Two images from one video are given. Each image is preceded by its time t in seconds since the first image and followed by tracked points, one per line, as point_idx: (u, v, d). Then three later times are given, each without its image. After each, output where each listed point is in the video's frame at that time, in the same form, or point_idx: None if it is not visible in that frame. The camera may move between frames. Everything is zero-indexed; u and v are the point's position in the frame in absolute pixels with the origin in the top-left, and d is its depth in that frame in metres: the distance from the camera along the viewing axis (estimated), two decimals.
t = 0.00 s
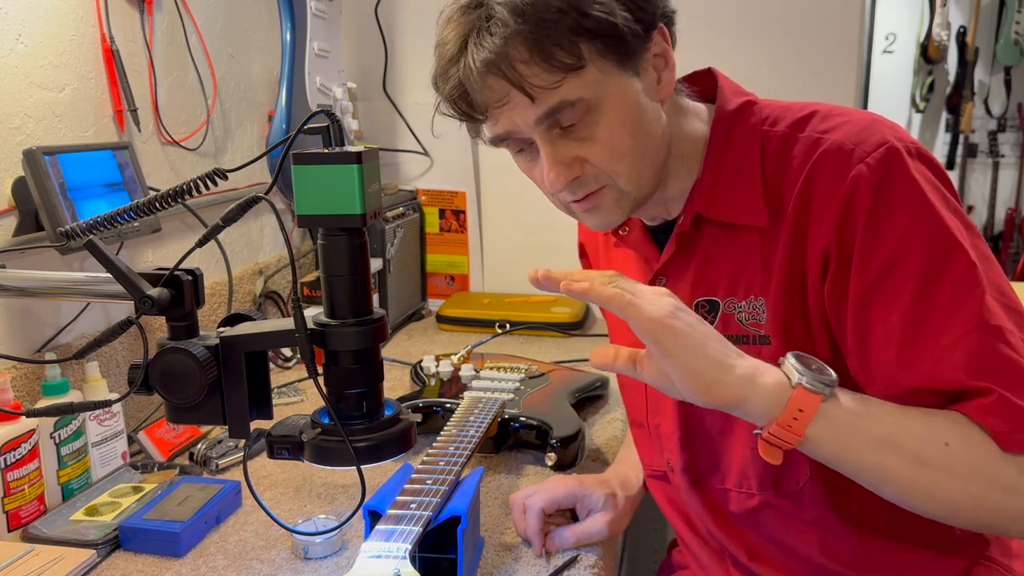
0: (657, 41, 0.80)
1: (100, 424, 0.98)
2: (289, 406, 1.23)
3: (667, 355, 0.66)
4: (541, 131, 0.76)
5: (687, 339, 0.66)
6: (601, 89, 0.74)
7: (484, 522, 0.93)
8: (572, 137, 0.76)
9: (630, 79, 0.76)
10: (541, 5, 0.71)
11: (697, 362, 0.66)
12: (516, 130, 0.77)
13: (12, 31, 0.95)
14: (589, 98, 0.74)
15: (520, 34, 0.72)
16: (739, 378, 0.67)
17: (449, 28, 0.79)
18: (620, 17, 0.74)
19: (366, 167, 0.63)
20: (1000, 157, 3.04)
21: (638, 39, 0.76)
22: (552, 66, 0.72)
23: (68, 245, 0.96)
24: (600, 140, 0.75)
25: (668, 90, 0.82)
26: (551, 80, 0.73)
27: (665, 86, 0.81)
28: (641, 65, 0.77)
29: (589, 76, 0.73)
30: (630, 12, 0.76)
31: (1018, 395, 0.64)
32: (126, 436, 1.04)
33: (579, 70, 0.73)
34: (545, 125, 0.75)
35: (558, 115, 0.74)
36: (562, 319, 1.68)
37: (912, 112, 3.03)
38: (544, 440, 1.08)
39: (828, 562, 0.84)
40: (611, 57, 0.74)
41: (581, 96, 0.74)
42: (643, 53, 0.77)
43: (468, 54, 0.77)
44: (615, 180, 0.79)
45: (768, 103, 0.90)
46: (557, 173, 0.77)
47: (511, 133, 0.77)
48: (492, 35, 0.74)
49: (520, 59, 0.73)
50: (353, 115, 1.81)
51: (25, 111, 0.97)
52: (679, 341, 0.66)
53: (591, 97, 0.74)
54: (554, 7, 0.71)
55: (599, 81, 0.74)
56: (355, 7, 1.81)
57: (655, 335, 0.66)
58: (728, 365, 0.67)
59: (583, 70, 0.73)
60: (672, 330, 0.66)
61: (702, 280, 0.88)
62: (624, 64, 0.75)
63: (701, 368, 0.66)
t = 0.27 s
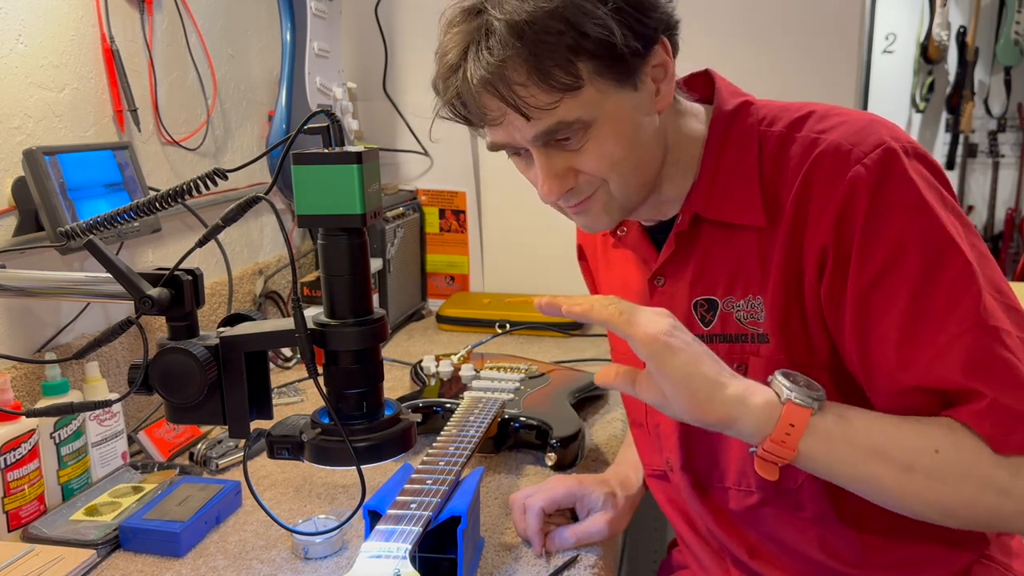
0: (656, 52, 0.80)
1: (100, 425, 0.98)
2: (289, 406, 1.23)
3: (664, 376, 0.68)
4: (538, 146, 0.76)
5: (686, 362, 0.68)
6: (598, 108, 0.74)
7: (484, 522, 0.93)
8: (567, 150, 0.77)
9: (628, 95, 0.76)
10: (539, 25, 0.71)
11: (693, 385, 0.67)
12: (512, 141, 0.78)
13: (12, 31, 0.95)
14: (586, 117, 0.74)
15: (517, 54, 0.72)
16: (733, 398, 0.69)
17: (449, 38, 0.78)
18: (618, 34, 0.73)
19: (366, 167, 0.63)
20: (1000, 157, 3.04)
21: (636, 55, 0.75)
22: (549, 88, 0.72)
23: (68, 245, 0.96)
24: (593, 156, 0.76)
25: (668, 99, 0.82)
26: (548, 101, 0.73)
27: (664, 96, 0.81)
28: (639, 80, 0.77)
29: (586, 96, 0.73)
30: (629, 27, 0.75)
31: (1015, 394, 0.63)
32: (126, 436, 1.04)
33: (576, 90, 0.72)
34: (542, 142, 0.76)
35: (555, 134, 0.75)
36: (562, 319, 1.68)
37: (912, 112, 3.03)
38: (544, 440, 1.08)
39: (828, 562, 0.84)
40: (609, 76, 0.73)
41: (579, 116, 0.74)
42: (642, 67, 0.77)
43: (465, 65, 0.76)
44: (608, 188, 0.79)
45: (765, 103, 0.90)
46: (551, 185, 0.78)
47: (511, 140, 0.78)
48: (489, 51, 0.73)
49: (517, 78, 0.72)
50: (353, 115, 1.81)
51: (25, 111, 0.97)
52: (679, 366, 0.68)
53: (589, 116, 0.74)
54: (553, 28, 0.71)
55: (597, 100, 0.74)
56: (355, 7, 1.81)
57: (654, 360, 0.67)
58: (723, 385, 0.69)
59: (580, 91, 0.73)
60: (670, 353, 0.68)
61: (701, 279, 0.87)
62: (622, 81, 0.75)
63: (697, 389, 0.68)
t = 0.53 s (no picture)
0: (645, 58, 0.80)
1: (100, 424, 0.98)
2: (289, 406, 1.23)
3: (668, 428, 0.66)
4: (537, 164, 0.76)
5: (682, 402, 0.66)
6: (592, 121, 0.74)
7: (484, 522, 0.93)
8: (566, 165, 0.77)
9: (621, 104, 0.76)
10: (524, 48, 0.70)
11: (701, 435, 0.65)
12: (511, 162, 0.78)
13: (12, 31, 0.95)
14: (580, 131, 0.74)
15: (507, 78, 0.72)
16: (743, 442, 0.66)
17: (443, 65, 0.78)
18: (603, 46, 0.72)
19: (366, 167, 0.63)
20: (1000, 157, 3.04)
21: (623, 64, 0.75)
22: (541, 106, 0.72)
23: (68, 245, 0.96)
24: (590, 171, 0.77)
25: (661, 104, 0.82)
26: (542, 120, 0.73)
27: (657, 103, 0.81)
28: (629, 87, 0.76)
29: (579, 111, 0.73)
30: (613, 36, 0.74)
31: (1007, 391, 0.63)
32: (126, 436, 1.04)
33: (569, 106, 0.72)
34: (541, 160, 0.76)
35: (552, 151, 0.75)
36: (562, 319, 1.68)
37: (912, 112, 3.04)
38: (544, 440, 1.08)
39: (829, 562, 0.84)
40: (599, 89, 0.73)
41: (574, 131, 0.74)
42: (631, 75, 0.76)
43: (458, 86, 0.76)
44: (610, 200, 0.80)
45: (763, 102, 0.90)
46: (553, 201, 0.78)
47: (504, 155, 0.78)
48: (479, 77, 0.73)
49: (510, 101, 0.72)
50: (353, 115, 1.81)
51: (25, 111, 0.97)
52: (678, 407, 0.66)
53: (584, 130, 0.74)
54: (539, 49, 0.70)
55: (591, 113, 0.74)
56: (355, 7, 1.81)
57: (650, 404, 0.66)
58: (730, 427, 0.66)
59: (573, 106, 0.73)
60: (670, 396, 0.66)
61: (701, 277, 0.87)
62: (614, 92, 0.75)
63: (704, 436, 0.65)
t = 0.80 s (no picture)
0: (638, 53, 0.79)
1: (100, 424, 0.98)
2: (290, 406, 1.23)
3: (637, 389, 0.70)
4: (524, 153, 0.77)
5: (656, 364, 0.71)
6: (578, 112, 0.74)
7: (484, 522, 0.93)
8: (551, 156, 0.77)
9: (609, 98, 0.76)
10: (510, 35, 0.71)
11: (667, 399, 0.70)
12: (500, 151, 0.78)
13: (12, 31, 0.95)
14: (566, 122, 0.74)
15: (492, 64, 0.73)
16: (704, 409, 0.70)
17: (434, 51, 0.79)
18: (590, 37, 0.73)
19: (366, 167, 0.63)
20: (1000, 157, 3.04)
21: (611, 57, 0.75)
22: (524, 94, 0.73)
23: (68, 245, 0.96)
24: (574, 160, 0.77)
25: (651, 102, 0.81)
26: (525, 108, 0.73)
27: (648, 100, 0.81)
28: (618, 80, 0.77)
29: (564, 101, 0.74)
30: (602, 28, 0.74)
31: (995, 401, 0.63)
32: (126, 436, 1.04)
33: (553, 95, 0.73)
34: (526, 149, 0.76)
35: (536, 140, 0.75)
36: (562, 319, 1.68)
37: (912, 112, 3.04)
38: (544, 440, 1.08)
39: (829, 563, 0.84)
40: (584, 79, 0.74)
41: (559, 121, 0.74)
42: (620, 69, 0.76)
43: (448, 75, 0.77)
44: (596, 197, 0.79)
45: (763, 103, 0.90)
46: (539, 191, 0.78)
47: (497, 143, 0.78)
48: (466, 64, 0.74)
49: (495, 88, 0.73)
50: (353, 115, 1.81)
51: (25, 111, 0.97)
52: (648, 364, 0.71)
53: (569, 121, 0.74)
54: (523, 36, 0.71)
55: (576, 103, 0.74)
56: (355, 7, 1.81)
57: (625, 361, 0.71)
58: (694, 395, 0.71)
59: (556, 96, 0.73)
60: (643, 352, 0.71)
61: (699, 279, 0.87)
62: (601, 83, 0.75)
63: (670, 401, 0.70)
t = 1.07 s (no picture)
0: (635, 53, 0.79)
1: (100, 424, 0.98)
2: (289, 406, 1.23)
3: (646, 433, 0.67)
4: (519, 151, 0.77)
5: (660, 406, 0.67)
6: (573, 110, 0.75)
7: (484, 522, 0.93)
8: (547, 154, 0.77)
9: (605, 96, 0.76)
10: (506, 34, 0.71)
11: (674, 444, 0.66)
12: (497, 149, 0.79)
13: (12, 31, 0.95)
14: (561, 120, 0.75)
15: (489, 63, 0.72)
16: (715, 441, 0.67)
17: (434, 48, 0.80)
18: (585, 36, 0.73)
19: (366, 167, 0.63)
20: (1000, 156, 3.04)
21: (607, 56, 0.75)
22: (520, 93, 0.72)
23: (68, 245, 0.96)
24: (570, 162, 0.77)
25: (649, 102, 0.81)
26: (521, 106, 0.73)
27: (646, 99, 0.80)
28: (614, 80, 0.77)
29: (559, 99, 0.74)
30: (597, 27, 0.74)
31: (991, 399, 0.63)
32: (126, 436, 1.04)
33: (548, 94, 0.73)
34: (522, 147, 0.76)
35: (531, 138, 0.76)
36: (562, 319, 1.68)
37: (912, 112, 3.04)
38: (544, 440, 1.08)
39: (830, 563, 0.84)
40: (579, 78, 0.74)
41: (554, 119, 0.74)
42: (615, 69, 0.76)
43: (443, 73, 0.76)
44: (593, 195, 0.80)
45: (763, 101, 0.90)
46: (534, 189, 0.78)
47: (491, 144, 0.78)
48: (463, 64, 0.74)
49: (491, 87, 0.73)
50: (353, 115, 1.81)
51: (25, 111, 0.97)
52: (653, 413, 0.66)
53: (564, 120, 0.75)
54: (519, 35, 0.71)
55: (571, 102, 0.74)
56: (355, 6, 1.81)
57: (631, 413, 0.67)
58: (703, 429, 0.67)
59: (552, 94, 0.73)
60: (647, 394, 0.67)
61: (699, 276, 0.87)
62: (596, 82, 0.75)
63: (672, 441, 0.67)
